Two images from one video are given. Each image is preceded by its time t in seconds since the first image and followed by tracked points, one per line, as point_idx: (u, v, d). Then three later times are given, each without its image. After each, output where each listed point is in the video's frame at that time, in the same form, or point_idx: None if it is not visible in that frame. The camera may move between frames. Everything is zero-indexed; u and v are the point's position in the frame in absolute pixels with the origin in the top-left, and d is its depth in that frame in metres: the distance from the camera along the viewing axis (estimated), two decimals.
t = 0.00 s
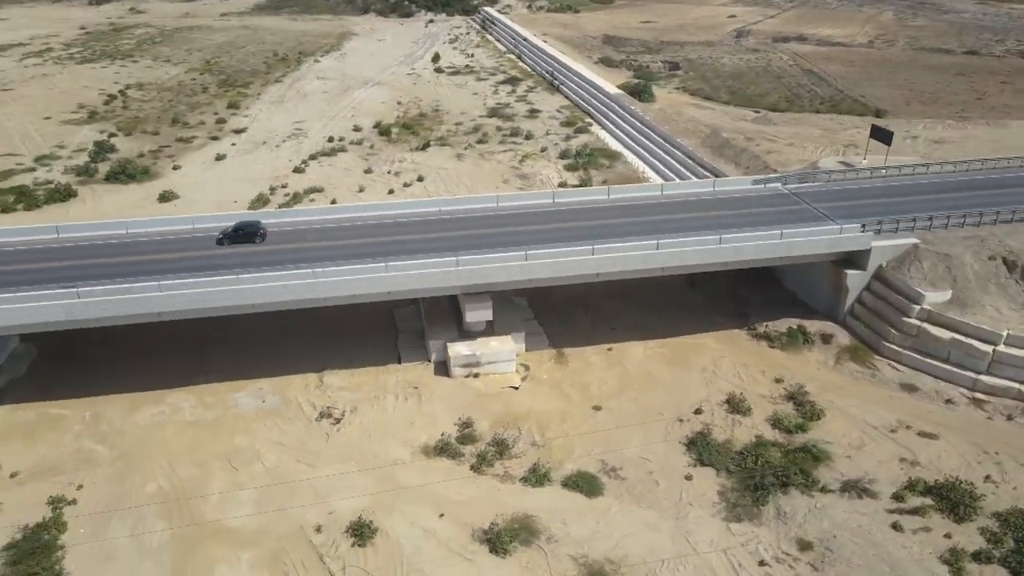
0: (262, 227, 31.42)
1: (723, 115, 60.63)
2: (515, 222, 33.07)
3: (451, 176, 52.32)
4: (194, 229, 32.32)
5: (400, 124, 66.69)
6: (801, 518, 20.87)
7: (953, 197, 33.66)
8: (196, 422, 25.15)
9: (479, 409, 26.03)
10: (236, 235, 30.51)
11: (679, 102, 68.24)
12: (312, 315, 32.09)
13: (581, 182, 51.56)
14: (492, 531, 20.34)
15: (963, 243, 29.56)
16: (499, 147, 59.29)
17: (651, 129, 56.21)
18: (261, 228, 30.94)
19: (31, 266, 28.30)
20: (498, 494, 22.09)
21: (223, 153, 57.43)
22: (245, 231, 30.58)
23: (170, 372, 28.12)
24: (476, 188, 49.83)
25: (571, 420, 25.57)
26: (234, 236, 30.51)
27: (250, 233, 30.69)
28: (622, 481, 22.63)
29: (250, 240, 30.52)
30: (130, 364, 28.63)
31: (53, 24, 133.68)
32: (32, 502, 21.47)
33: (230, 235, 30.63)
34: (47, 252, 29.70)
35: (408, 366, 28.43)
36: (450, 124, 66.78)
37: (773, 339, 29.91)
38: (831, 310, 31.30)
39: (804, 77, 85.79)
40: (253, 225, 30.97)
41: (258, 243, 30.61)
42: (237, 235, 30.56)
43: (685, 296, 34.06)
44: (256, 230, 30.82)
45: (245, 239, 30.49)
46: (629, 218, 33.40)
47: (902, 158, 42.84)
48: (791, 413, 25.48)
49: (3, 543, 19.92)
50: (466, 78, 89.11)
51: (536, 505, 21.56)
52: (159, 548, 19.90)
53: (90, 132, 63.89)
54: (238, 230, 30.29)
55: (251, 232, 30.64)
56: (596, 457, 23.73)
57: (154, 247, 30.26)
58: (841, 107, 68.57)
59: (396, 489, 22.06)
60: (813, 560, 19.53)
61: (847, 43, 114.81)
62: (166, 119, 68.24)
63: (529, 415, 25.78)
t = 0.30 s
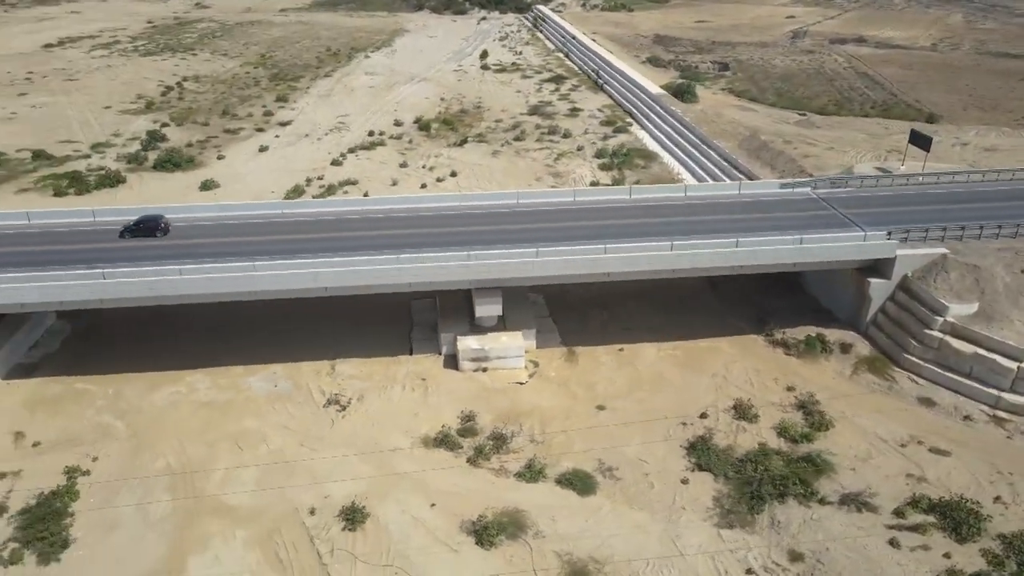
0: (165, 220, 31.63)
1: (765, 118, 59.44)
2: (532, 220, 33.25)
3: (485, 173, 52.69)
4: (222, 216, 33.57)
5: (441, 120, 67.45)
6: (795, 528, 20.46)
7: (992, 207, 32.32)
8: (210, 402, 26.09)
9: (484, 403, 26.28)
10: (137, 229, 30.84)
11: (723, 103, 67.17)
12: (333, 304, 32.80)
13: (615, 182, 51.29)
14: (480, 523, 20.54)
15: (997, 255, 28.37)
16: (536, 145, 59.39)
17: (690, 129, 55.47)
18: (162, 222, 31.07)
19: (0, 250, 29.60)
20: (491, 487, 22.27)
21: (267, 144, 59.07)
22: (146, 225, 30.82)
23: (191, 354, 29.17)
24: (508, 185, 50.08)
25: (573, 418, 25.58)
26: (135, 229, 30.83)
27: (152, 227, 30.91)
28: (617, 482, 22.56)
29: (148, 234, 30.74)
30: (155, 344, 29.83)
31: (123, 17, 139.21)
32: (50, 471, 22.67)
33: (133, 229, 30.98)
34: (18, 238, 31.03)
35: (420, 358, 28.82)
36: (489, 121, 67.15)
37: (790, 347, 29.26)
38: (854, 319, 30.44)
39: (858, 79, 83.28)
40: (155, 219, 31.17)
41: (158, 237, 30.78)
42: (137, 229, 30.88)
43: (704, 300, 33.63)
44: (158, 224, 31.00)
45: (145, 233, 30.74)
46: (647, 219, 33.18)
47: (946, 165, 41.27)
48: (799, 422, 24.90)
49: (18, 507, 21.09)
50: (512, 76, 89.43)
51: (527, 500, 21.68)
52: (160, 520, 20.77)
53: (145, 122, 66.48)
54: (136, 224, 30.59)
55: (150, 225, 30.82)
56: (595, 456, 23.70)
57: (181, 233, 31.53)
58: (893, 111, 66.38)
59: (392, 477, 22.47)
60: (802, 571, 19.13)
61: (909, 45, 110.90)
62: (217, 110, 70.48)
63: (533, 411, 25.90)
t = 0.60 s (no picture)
0: (86, 211, 32.56)
1: (806, 121, 58.17)
2: (549, 218, 33.35)
3: (515, 171, 52.89)
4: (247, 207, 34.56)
5: (478, 117, 67.92)
6: (788, 538, 20.13)
7: None
8: (223, 386, 26.95)
9: (488, 399, 26.51)
10: (58, 218, 31.78)
11: (763, 106, 65.97)
12: (351, 295, 33.47)
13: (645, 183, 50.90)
14: (470, 517, 20.78)
15: None
16: (570, 145, 59.31)
17: (726, 131, 54.66)
18: (83, 212, 32.08)
19: (36, 234, 31.07)
20: (486, 481, 22.48)
21: (305, 139, 60.39)
22: (67, 215, 31.82)
23: (211, 339, 30.15)
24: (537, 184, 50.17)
25: (575, 417, 25.61)
26: (56, 218, 31.75)
27: (72, 217, 31.88)
28: (612, 483, 22.52)
29: (68, 223, 31.64)
30: (179, 328, 30.90)
31: (183, 13, 143.78)
32: (69, 445, 23.77)
33: (54, 218, 31.94)
34: (27, 223, 32.44)
35: (430, 352, 29.22)
36: (526, 120, 67.30)
37: (805, 355, 28.68)
38: (874, 329, 29.66)
39: (910, 83, 80.71)
40: (75, 210, 32.15)
41: (78, 226, 31.71)
42: (58, 218, 31.80)
43: (722, 304, 33.20)
44: (78, 215, 32.00)
45: (65, 221, 31.67)
46: (664, 220, 32.95)
47: (988, 173, 39.80)
48: (805, 432, 24.43)
49: (36, 479, 22.22)
50: (553, 75, 89.39)
51: (520, 496, 21.83)
52: (165, 498, 21.61)
53: (192, 114, 68.63)
54: (57, 212, 31.60)
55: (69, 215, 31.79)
56: (593, 456, 23.69)
57: (206, 223, 32.62)
58: (943, 117, 64.19)
59: (390, 467, 22.89)
60: None
61: (969, 49, 106.89)
62: (262, 105, 72.30)
63: (536, 409, 26.02)
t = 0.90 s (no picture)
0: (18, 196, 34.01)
1: (851, 127, 56.60)
2: (568, 218, 33.37)
3: (549, 171, 52.95)
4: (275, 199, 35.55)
5: (519, 116, 68.21)
6: (780, 550, 19.79)
7: None
8: (239, 372, 27.85)
9: (494, 395, 26.73)
10: None
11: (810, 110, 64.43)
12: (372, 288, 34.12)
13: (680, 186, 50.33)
14: (461, 510, 21.07)
15: None
16: (607, 146, 59.04)
17: (767, 135, 53.61)
18: (11, 197, 33.51)
19: (74, 219, 32.62)
20: (482, 475, 22.72)
21: (347, 134, 61.66)
22: None
23: (234, 325, 31.15)
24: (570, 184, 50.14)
25: (578, 417, 25.61)
26: None
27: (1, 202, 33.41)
28: (607, 484, 22.48)
29: None
30: (205, 313, 32.03)
31: (246, 10, 148.11)
32: (89, 421, 24.95)
33: None
34: (68, 208, 34.05)
35: (443, 347, 29.60)
36: (566, 120, 67.23)
37: (821, 366, 28.02)
38: (896, 342, 28.76)
39: (970, 90, 77.58)
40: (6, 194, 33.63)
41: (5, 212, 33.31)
42: None
43: (743, 310, 32.64)
44: (7, 200, 33.47)
45: None
46: (685, 223, 32.58)
47: None
48: (811, 444, 23.91)
49: (57, 451, 23.45)
50: (599, 75, 89.00)
51: (513, 492, 22.00)
52: (172, 476, 22.52)
53: (243, 108, 70.79)
54: None
55: None
56: (591, 457, 23.68)
57: (235, 213, 33.72)
58: (1001, 125, 61.59)
59: (389, 457, 23.34)
60: None
61: None
62: (309, 100, 74.04)
63: (540, 407, 26.12)
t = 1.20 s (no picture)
0: None
1: (902, 134, 54.73)
2: (590, 219, 33.29)
3: (585, 171, 52.85)
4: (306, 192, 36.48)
5: (561, 116, 68.21)
6: (771, 563, 19.45)
7: None
8: (258, 358, 28.75)
9: (502, 392, 26.93)
10: None
11: (861, 116, 62.51)
12: (395, 282, 34.74)
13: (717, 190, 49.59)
14: (454, 503, 21.37)
15: None
16: (647, 148, 58.55)
17: (811, 140, 52.29)
18: None
19: (115, 206, 34.16)
20: (480, 471, 22.95)
21: (390, 130, 62.78)
22: None
23: (260, 313, 32.15)
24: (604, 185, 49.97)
25: (583, 419, 25.59)
26: None
27: None
28: (604, 487, 22.44)
29: None
30: (233, 301, 33.14)
31: (307, 7, 151.82)
32: (114, 399, 26.18)
33: None
34: (110, 195, 35.67)
35: (457, 342, 29.96)
36: (609, 121, 66.89)
37: (839, 379, 27.29)
38: (921, 357, 27.80)
39: None
40: None
41: None
42: None
43: (766, 318, 32.03)
44: None
45: None
46: (708, 228, 32.15)
47: None
48: (819, 457, 23.33)
49: (80, 425, 24.71)
50: (648, 77, 88.21)
51: (509, 489, 22.16)
52: (184, 455, 23.47)
53: (293, 103, 72.74)
54: None
55: None
56: (591, 458, 23.67)
57: (265, 204, 34.75)
58: None
59: (391, 449, 23.80)
60: None
61: None
62: (357, 97, 75.55)
63: (546, 407, 26.20)
